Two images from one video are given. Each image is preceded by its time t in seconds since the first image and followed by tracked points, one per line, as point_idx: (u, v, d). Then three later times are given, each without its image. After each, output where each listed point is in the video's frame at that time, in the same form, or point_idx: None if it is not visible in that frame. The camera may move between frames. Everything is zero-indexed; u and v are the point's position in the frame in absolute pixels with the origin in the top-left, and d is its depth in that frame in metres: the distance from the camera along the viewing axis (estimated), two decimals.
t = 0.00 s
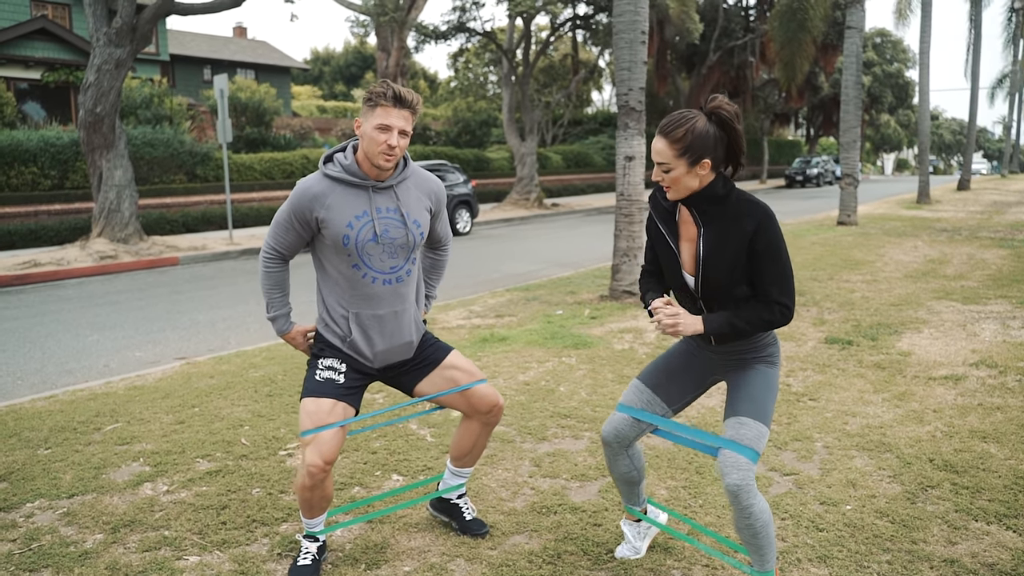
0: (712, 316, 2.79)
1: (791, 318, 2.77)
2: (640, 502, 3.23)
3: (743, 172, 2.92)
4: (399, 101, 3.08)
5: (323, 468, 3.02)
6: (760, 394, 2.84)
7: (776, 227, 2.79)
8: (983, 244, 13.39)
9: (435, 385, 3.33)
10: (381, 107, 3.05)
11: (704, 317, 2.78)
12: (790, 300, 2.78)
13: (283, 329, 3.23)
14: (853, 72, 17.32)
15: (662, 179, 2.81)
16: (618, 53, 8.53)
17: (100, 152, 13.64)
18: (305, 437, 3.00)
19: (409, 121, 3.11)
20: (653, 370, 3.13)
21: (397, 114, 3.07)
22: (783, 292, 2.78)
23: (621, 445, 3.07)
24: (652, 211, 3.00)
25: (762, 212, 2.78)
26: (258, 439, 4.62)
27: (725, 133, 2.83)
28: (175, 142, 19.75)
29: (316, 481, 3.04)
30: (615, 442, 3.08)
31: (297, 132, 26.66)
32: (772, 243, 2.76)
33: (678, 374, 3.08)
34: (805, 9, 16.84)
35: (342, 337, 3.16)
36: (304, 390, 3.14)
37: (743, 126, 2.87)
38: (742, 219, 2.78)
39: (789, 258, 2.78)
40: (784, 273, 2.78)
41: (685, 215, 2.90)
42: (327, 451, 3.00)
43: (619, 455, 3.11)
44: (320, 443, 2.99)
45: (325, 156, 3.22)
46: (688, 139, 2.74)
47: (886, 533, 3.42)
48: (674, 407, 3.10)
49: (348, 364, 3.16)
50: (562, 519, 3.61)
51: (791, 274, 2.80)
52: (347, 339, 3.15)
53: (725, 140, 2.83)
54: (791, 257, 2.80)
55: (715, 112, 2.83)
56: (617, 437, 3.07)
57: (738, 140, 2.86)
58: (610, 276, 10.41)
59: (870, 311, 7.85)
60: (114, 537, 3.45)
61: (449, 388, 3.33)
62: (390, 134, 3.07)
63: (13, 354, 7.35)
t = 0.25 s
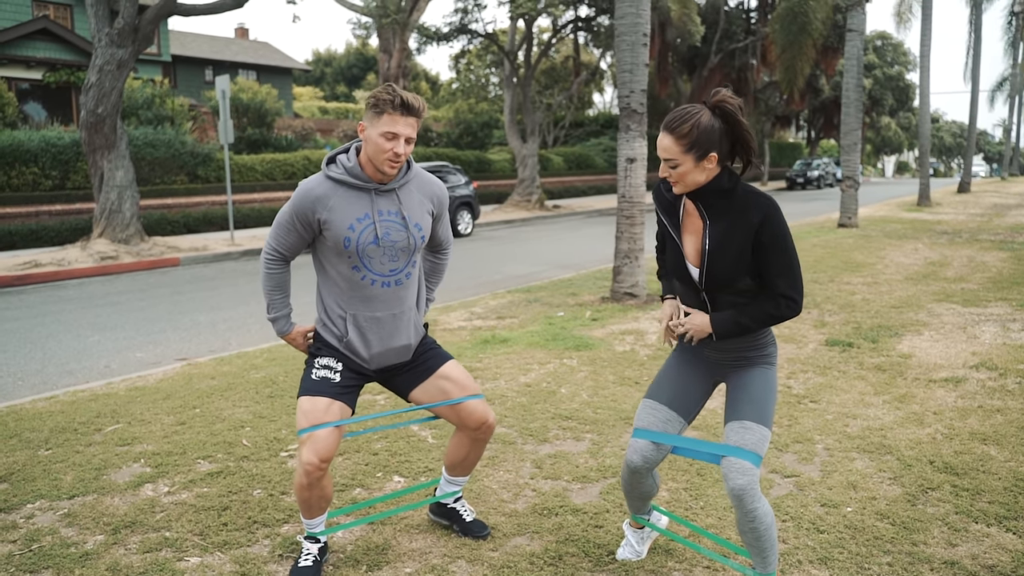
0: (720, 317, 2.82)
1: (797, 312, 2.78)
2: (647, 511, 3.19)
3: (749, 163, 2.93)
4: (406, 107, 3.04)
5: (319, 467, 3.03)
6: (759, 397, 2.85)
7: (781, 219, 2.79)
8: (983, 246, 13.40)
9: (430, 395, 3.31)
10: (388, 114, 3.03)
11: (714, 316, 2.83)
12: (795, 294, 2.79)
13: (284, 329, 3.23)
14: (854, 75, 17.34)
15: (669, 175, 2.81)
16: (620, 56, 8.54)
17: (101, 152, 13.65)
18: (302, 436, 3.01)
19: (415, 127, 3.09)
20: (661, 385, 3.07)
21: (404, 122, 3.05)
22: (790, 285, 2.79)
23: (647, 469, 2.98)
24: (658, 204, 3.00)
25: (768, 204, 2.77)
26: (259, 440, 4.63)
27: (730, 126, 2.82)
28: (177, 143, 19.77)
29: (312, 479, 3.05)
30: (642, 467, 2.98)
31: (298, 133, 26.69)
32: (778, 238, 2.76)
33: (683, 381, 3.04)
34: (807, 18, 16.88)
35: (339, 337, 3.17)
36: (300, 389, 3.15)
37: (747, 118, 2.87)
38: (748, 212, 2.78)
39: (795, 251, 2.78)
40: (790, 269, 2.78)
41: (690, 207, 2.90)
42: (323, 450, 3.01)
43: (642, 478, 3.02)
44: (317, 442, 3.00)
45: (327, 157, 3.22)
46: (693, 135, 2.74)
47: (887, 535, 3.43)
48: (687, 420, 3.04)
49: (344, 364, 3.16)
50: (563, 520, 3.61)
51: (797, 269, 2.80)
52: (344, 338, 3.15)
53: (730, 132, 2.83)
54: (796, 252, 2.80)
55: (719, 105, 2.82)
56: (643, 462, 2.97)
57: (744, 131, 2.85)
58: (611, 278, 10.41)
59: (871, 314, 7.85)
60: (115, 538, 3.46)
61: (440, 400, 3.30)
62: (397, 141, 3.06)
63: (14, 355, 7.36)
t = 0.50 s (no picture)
0: (718, 323, 2.83)
1: (794, 318, 2.77)
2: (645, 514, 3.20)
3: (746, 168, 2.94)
4: (406, 116, 3.05)
5: (313, 468, 3.03)
6: (755, 403, 2.85)
7: (778, 225, 2.79)
8: (980, 250, 13.44)
9: (417, 409, 3.29)
10: (389, 122, 3.03)
11: (712, 322, 2.84)
12: (793, 300, 2.79)
13: (282, 332, 3.23)
14: (851, 79, 17.38)
15: (669, 183, 2.83)
16: (617, 59, 8.56)
17: (98, 155, 13.64)
18: (296, 437, 3.03)
19: (416, 134, 3.10)
20: (661, 393, 3.05)
21: (405, 130, 3.06)
22: (788, 290, 2.79)
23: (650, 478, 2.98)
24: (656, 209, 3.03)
25: (764, 210, 2.78)
26: (257, 443, 4.62)
27: (727, 131, 2.84)
28: (174, 146, 19.77)
29: (307, 481, 3.06)
30: (644, 475, 2.98)
31: (296, 136, 26.70)
32: (774, 243, 2.76)
33: (684, 387, 3.03)
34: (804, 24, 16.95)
35: (335, 339, 3.18)
36: (296, 390, 3.16)
37: (743, 123, 2.88)
38: (744, 217, 2.79)
39: (792, 255, 2.78)
40: (787, 274, 2.78)
41: (688, 211, 2.92)
42: (316, 451, 3.01)
43: (645, 486, 3.03)
44: (310, 444, 3.00)
45: (328, 162, 3.24)
46: (691, 141, 2.75)
47: (884, 537, 3.44)
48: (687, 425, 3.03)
49: (339, 366, 3.17)
50: (562, 523, 3.61)
51: (794, 274, 2.80)
52: (338, 341, 3.16)
53: (728, 138, 2.85)
54: (793, 258, 2.80)
55: (714, 112, 2.84)
56: (646, 471, 2.97)
57: (739, 137, 2.87)
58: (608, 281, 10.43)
59: (868, 317, 7.87)
60: (113, 541, 3.46)
61: (425, 416, 3.27)
62: (398, 149, 3.06)
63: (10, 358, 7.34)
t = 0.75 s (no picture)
0: (713, 333, 2.86)
1: (787, 330, 2.76)
2: (634, 507, 3.26)
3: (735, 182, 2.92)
4: (407, 116, 3.05)
5: (311, 471, 3.03)
6: (750, 403, 2.86)
7: (771, 237, 2.78)
8: (976, 251, 13.46)
9: (418, 407, 3.29)
10: (389, 124, 3.02)
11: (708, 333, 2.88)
12: (788, 311, 2.77)
13: (280, 333, 3.25)
14: (848, 81, 17.42)
15: (661, 204, 2.84)
16: (615, 61, 8.57)
17: (95, 156, 13.62)
18: (293, 438, 3.03)
19: (416, 136, 3.10)
20: (649, 377, 3.13)
21: (405, 131, 3.06)
22: (782, 301, 2.78)
23: (615, 449, 3.09)
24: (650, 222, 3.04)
25: (756, 223, 2.77)
26: (254, 444, 4.62)
27: (711, 145, 2.83)
28: (171, 147, 19.75)
29: (304, 483, 3.05)
30: (610, 446, 3.10)
31: (293, 137, 26.70)
32: (766, 254, 2.75)
33: (672, 380, 3.09)
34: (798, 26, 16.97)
35: (333, 341, 3.17)
36: (294, 392, 3.17)
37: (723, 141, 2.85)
38: (734, 230, 2.78)
39: (785, 266, 2.77)
40: (781, 284, 2.76)
41: (681, 224, 2.93)
42: (314, 453, 3.01)
43: (614, 459, 3.13)
44: (307, 445, 3.01)
45: (328, 163, 3.24)
46: (678, 160, 2.74)
47: (881, 538, 3.44)
48: (668, 414, 3.10)
49: (337, 368, 3.17)
50: (559, 525, 3.61)
51: (788, 284, 2.78)
52: (337, 343, 3.16)
53: (716, 153, 2.83)
54: (786, 267, 2.78)
55: (693, 127, 2.83)
56: (610, 442, 3.09)
57: (725, 150, 2.85)
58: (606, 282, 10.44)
59: (865, 318, 7.88)
60: (110, 543, 3.45)
61: (428, 415, 3.27)
62: (399, 151, 3.07)
63: (7, 360, 7.32)
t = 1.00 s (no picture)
0: (712, 332, 2.86)
1: (786, 326, 2.75)
2: (633, 504, 3.28)
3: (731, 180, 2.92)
4: (404, 115, 3.06)
5: (316, 473, 3.02)
6: (750, 402, 2.86)
7: (767, 234, 2.78)
8: (974, 252, 13.47)
9: (432, 391, 3.33)
10: (385, 122, 3.03)
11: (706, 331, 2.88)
12: (786, 308, 2.77)
13: (281, 334, 3.25)
14: (846, 82, 17.43)
15: (659, 204, 2.84)
16: (613, 61, 8.57)
17: (94, 156, 13.61)
18: (298, 441, 3.01)
19: (412, 134, 3.10)
20: (644, 372, 3.17)
21: (401, 129, 3.06)
22: (781, 299, 2.77)
23: (606, 438, 3.13)
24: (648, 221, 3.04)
25: (752, 221, 2.77)
26: (252, 444, 4.62)
27: (704, 144, 2.82)
28: (170, 147, 19.75)
29: (308, 485, 3.04)
30: (600, 435, 3.14)
31: (292, 137, 26.69)
32: (763, 251, 2.75)
33: (667, 376, 3.11)
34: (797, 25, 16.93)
35: (337, 343, 3.17)
36: (297, 394, 3.16)
37: (719, 139, 2.86)
38: (731, 228, 2.79)
39: (783, 264, 2.76)
40: (779, 280, 2.75)
41: (677, 224, 2.93)
42: (319, 456, 2.99)
43: (606, 450, 3.17)
44: (313, 447, 2.99)
45: (325, 164, 3.24)
46: (674, 159, 2.74)
47: (879, 539, 3.44)
48: (663, 409, 3.13)
49: (342, 369, 3.16)
50: (557, 524, 3.61)
51: (787, 279, 2.77)
52: (342, 344, 3.15)
53: (711, 152, 2.83)
54: (785, 263, 2.78)
55: (691, 127, 2.82)
56: (602, 430, 3.13)
57: (720, 150, 2.85)
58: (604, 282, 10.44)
59: (864, 319, 7.89)
60: (108, 541, 3.45)
61: (445, 394, 3.33)
62: (396, 149, 3.07)
63: (6, 359, 7.32)
